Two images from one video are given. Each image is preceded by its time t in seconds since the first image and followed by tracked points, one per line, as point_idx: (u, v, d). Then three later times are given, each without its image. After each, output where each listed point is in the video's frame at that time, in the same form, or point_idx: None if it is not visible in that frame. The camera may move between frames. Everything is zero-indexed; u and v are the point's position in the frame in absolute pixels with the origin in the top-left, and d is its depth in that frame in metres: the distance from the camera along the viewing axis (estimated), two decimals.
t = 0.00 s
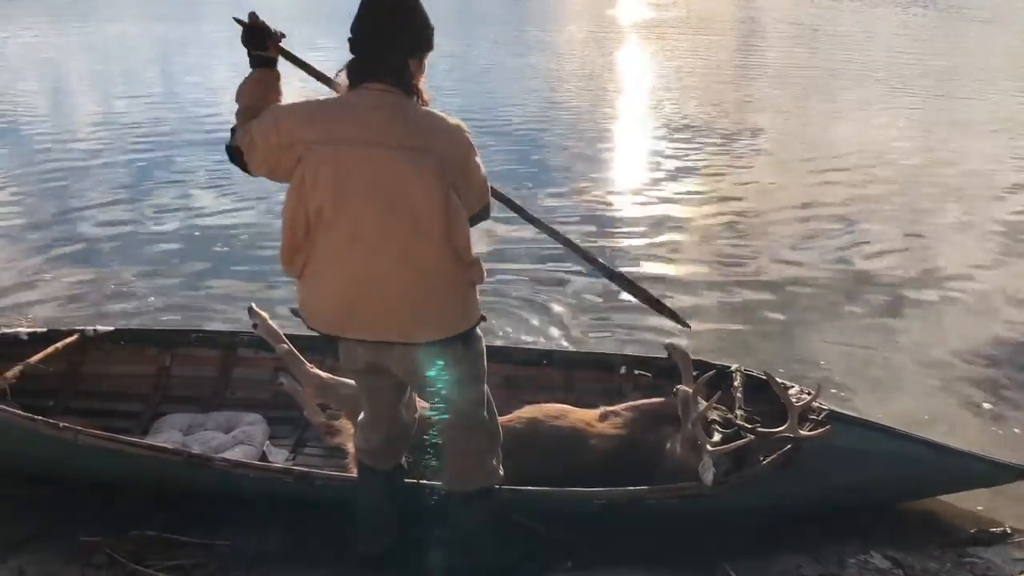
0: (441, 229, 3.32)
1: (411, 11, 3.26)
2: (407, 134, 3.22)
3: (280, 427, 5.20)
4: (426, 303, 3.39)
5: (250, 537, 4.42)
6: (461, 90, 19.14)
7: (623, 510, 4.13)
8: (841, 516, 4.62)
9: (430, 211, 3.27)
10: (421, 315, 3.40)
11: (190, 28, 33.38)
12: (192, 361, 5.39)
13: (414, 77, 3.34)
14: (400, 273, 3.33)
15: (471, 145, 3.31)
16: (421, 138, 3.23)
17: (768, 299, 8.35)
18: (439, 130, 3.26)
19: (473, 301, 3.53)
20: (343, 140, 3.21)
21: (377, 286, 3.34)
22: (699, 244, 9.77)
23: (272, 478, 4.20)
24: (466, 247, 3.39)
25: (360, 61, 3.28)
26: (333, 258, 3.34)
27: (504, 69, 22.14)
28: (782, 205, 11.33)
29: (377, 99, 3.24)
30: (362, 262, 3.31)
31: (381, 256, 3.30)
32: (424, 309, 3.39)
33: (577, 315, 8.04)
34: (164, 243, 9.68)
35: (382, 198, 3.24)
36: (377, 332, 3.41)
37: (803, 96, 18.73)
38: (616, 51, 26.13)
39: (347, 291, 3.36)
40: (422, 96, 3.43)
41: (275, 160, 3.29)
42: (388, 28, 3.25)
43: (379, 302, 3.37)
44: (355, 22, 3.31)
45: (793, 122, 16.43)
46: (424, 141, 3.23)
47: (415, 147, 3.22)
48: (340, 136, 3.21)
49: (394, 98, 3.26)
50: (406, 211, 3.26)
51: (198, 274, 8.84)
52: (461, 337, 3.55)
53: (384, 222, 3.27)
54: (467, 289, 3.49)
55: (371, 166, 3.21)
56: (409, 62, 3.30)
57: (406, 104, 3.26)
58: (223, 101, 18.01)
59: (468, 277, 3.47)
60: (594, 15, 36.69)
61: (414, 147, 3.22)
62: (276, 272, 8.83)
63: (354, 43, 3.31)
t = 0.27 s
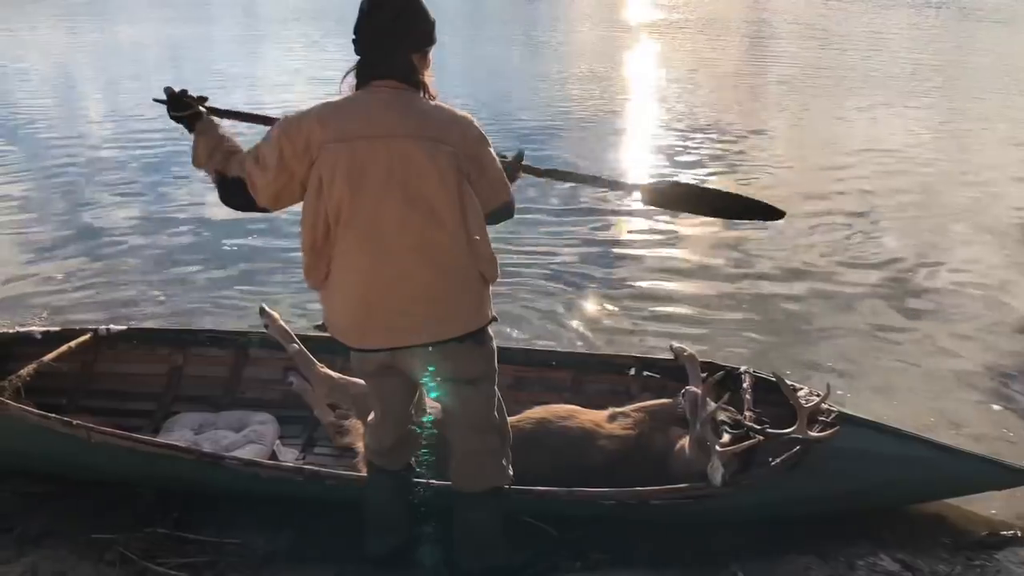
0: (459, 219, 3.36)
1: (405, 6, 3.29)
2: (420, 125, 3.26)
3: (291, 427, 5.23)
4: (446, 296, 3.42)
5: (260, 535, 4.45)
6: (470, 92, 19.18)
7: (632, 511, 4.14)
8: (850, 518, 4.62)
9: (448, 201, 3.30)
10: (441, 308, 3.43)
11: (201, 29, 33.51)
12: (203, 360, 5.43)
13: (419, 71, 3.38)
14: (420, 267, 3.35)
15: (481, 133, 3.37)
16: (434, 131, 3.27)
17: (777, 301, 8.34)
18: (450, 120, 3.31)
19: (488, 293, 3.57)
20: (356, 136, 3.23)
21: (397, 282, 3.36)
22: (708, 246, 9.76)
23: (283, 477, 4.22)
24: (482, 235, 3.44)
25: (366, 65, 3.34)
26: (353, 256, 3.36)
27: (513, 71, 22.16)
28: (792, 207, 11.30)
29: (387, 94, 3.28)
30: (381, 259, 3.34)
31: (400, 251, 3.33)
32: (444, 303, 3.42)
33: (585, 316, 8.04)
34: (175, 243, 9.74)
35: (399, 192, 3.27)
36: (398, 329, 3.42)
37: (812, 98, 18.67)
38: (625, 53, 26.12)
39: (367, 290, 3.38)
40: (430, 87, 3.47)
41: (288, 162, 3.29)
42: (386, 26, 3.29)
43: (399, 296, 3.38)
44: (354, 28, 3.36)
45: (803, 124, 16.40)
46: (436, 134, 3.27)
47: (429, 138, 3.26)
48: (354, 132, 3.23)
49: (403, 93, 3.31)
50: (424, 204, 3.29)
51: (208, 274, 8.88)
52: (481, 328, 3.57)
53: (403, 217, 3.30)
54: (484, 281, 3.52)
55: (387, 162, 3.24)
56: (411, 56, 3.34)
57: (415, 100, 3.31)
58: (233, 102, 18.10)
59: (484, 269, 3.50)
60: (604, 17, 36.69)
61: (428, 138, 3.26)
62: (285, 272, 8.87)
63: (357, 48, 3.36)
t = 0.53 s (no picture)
0: (460, 219, 3.33)
1: (402, 5, 3.26)
2: (418, 126, 3.24)
3: (301, 428, 5.25)
4: (449, 298, 3.40)
5: (269, 535, 4.47)
6: (479, 95, 19.22)
7: (641, 513, 4.14)
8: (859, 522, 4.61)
9: (446, 202, 3.29)
10: (444, 310, 3.42)
11: (210, 31, 33.67)
12: (214, 361, 5.45)
13: (420, 70, 3.35)
14: (421, 268, 3.35)
15: (483, 130, 3.31)
16: (433, 132, 3.25)
17: (787, 304, 8.31)
18: (448, 118, 3.27)
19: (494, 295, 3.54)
20: (355, 140, 3.25)
21: (400, 283, 3.37)
22: (717, 249, 9.74)
23: (294, 477, 4.24)
24: (487, 233, 3.40)
25: (368, 68, 3.33)
26: (357, 258, 3.39)
27: (521, 74, 22.20)
28: (801, 210, 11.28)
29: (385, 97, 3.27)
30: (384, 260, 3.35)
31: (401, 252, 3.34)
32: (446, 305, 3.41)
33: (593, 319, 8.05)
34: (186, 244, 9.78)
35: (399, 194, 3.27)
36: (402, 329, 3.44)
37: (823, 101, 18.63)
38: (633, 56, 26.14)
39: (372, 290, 3.40)
40: (432, 87, 3.43)
41: (292, 167, 3.36)
42: (385, 27, 3.27)
43: (403, 298, 3.39)
44: (355, 31, 3.34)
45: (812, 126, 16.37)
46: (435, 135, 3.24)
47: (427, 139, 3.24)
48: (353, 136, 3.25)
49: (402, 94, 3.29)
50: (423, 205, 3.29)
51: (217, 276, 8.91)
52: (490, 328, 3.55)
53: (403, 218, 3.30)
54: (489, 282, 3.49)
55: (386, 164, 3.24)
56: (411, 56, 3.31)
57: (415, 101, 3.29)
58: (242, 104, 18.15)
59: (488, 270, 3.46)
60: (612, 20, 36.71)
61: (427, 139, 3.24)
62: (294, 273, 8.90)
63: (359, 51, 3.35)
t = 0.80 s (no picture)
0: (440, 228, 3.26)
1: (403, 11, 3.24)
2: (403, 132, 3.19)
3: (309, 429, 5.28)
4: (431, 306, 3.37)
5: (276, 536, 4.50)
6: (488, 98, 19.26)
7: (647, 516, 4.14)
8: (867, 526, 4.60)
9: (426, 211, 3.23)
10: (426, 318, 3.39)
11: (221, 34, 33.83)
12: (223, 362, 5.49)
13: (422, 76, 3.32)
14: (403, 275, 3.34)
15: (466, 138, 3.20)
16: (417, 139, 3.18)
17: (795, 307, 8.29)
18: (431, 125, 3.19)
19: (483, 306, 3.45)
20: (346, 143, 3.28)
21: (384, 287, 3.38)
22: (726, 252, 9.74)
23: (302, 478, 4.26)
24: (470, 245, 3.30)
25: (369, 73, 3.30)
26: (349, 259, 3.44)
27: (530, 77, 22.24)
28: (810, 213, 11.26)
29: (376, 101, 3.26)
30: (370, 263, 3.37)
31: (385, 257, 3.33)
32: (429, 313, 3.38)
33: (601, 322, 8.05)
34: (195, 245, 9.84)
35: (381, 200, 3.25)
36: (387, 332, 3.46)
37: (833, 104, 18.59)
38: (642, 59, 26.15)
39: (361, 291, 3.44)
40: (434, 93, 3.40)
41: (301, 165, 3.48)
42: (386, 31, 3.25)
43: (388, 302, 3.40)
44: (357, 36, 3.32)
45: (821, 130, 16.34)
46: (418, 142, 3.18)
47: (408, 146, 3.18)
48: (344, 139, 3.28)
49: (392, 99, 3.26)
50: (405, 213, 3.25)
51: (227, 277, 8.95)
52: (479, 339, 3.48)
53: (385, 224, 3.28)
54: (476, 293, 3.41)
55: (370, 169, 3.24)
56: (413, 62, 3.28)
57: (407, 107, 3.24)
58: (252, 107, 18.23)
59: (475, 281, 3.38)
60: (621, 23, 36.71)
61: (406, 145, 3.18)
62: (303, 275, 8.94)
63: (360, 55, 3.33)
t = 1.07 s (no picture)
0: (406, 234, 3.25)
1: (399, 17, 3.27)
2: (376, 137, 3.21)
3: (317, 431, 5.29)
4: (399, 311, 3.39)
5: (284, 537, 4.51)
6: (496, 102, 19.29)
7: (654, 520, 4.14)
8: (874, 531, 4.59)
9: (390, 218, 3.23)
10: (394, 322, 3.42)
11: (229, 37, 33.95)
12: (231, 364, 5.50)
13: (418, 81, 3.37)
14: (372, 278, 3.37)
15: (433, 143, 3.16)
16: (388, 145, 3.19)
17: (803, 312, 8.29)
18: (402, 131, 3.19)
19: (455, 317, 3.43)
20: (329, 143, 3.34)
21: (357, 288, 3.43)
22: (733, 256, 9.73)
23: (309, 480, 4.27)
24: (436, 253, 3.28)
25: (362, 79, 3.32)
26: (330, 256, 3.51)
27: (538, 81, 22.26)
28: (818, 217, 11.24)
29: (361, 104, 3.30)
30: (345, 263, 3.42)
31: (356, 258, 3.37)
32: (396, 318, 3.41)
33: (608, 325, 8.06)
34: (203, 248, 9.87)
35: (352, 203, 3.29)
36: (362, 331, 3.52)
37: (839, 108, 18.56)
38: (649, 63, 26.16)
39: (341, 288, 3.52)
40: (427, 97, 3.45)
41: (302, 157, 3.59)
42: (383, 40, 3.27)
43: (361, 303, 3.45)
44: (352, 41, 3.34)
45: (830, 133, 16.31)
46: (388, 149, 3.18)
47: (378, 152, 3.19)
48: (328, 139, 3.34)
49: (378, 102, 3.28)
50: (373, 218, 3.27)
51: (235, 279, 8.98)
52: (456, 349, 3.47)
53: (356, 227, 3.32)
54: (444, 303, 3.39)
55: (345, 171, 3.29)
56: (410, 66, 3.32)
57: (389, 111, 3.25)
58: (260, 109, 18.29)
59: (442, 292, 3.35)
60: (628, 27, 36.72)
61: (376, 150, 3.19)
62: (311, 278, 8.96)
63: (355, 59, 3.34)
